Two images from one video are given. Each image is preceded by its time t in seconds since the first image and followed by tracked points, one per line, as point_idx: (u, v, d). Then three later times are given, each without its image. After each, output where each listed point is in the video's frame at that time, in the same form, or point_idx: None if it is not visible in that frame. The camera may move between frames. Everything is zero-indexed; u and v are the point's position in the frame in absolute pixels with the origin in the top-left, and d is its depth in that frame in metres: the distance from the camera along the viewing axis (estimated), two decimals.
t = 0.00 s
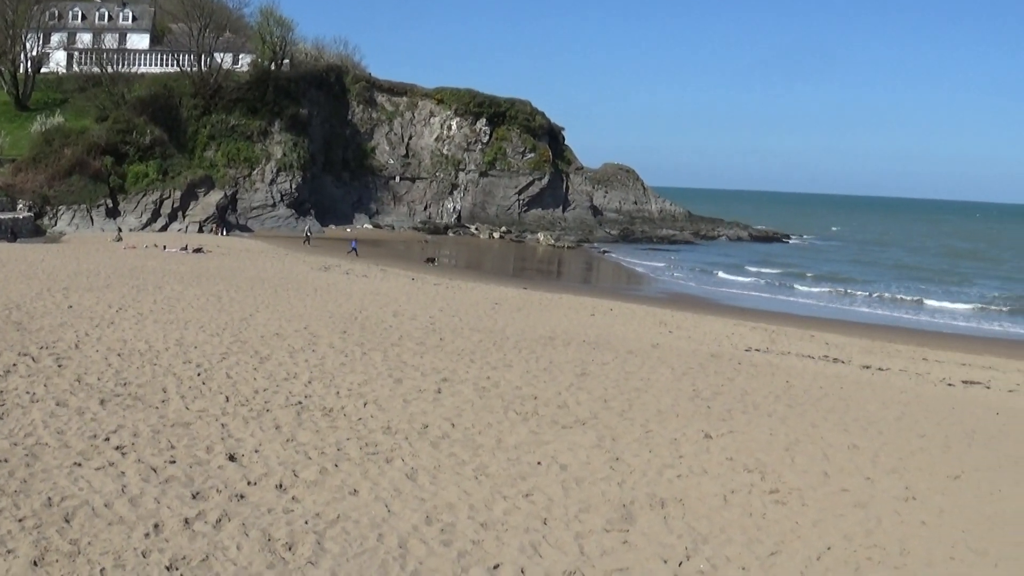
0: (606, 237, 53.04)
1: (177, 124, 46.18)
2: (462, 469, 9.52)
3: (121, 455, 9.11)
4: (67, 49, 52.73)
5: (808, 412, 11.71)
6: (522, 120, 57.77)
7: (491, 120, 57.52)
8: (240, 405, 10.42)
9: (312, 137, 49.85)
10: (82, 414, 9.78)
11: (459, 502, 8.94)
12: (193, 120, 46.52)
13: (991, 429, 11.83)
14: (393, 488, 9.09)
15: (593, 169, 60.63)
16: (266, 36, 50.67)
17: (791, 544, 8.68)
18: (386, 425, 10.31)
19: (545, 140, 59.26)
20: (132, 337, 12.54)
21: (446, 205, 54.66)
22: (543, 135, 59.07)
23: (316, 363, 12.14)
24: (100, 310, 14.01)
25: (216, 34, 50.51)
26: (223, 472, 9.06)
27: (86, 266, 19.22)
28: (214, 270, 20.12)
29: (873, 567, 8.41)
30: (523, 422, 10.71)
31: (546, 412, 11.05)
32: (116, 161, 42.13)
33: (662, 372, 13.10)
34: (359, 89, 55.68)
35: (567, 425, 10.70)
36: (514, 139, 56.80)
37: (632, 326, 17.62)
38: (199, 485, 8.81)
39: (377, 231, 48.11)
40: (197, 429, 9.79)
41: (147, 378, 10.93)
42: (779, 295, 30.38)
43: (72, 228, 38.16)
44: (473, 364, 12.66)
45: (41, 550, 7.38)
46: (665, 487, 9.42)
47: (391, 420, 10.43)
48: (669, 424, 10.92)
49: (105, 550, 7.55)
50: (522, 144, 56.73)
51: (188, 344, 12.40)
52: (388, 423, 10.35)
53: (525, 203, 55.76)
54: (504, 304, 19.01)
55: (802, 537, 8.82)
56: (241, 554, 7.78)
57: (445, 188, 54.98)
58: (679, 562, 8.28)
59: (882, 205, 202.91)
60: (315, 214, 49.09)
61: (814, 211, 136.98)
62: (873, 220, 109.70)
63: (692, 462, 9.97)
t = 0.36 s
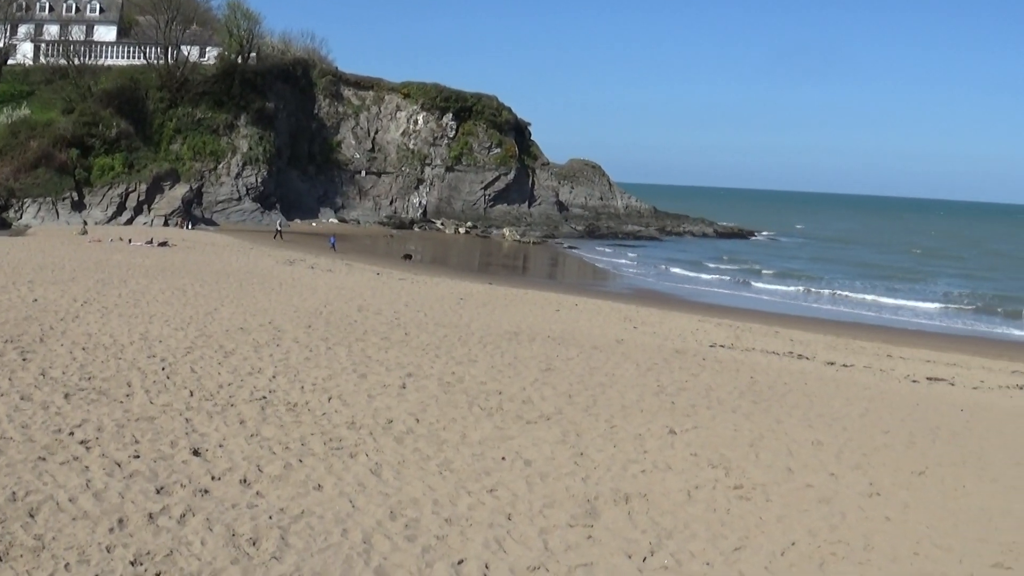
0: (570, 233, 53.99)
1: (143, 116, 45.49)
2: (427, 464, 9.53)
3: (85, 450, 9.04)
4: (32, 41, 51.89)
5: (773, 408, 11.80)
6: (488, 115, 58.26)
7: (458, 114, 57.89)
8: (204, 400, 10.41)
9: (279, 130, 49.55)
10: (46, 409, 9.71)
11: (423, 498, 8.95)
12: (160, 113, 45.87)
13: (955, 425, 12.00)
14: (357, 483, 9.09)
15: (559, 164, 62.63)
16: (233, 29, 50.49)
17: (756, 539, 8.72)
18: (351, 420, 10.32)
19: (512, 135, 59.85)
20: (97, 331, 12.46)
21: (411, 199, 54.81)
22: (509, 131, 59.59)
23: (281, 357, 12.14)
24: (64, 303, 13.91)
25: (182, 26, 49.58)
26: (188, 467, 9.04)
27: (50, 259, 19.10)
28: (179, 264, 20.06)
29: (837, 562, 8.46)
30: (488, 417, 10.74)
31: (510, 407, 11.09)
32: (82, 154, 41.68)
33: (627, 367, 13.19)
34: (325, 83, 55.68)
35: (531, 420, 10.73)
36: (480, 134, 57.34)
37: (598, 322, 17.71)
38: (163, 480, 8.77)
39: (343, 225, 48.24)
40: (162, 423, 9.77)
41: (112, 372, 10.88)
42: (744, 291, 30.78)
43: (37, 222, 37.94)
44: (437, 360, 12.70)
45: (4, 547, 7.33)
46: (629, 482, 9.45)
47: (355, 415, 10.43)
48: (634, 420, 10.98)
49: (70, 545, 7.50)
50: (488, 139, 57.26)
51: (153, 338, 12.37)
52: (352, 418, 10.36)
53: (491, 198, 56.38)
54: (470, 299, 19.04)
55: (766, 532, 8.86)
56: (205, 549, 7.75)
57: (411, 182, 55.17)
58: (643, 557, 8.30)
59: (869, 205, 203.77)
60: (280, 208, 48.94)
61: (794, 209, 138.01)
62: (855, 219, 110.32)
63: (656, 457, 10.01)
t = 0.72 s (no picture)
0: (531, 231, 54.24)
1: (103, 117, 45.44)
2: (389, 463, 9.54)
3: (47, 451, 8.94)
4: None
5: (734, 405, 11.91)
6: (448, 113, 58.63)
7: (418, 113, 58.13)
8: (166, 401, 10.38)
9: (240, 130, 49.40)
10: (6, 410, 9.57)
11: (386, 497, 8.95)
12: (120, 113, 45.80)
13: (917, 421, 12.18)
14: (320, 482, 9.09)
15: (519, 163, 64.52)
16: (193, 28, 49.33)
17: (718, 535, 8.75)
18: (313, 419, 10.34)
19: (473, 133, 60.33)
20: (57, 332, 12.32)
21: (372, 199, 55.02)
22: (470, 129, 60.03)
23: (242, 357, 12.13)
24: (23, 304, 13.72)
25: (143, 25, 49.30)
26: (149, 468, 8.98)
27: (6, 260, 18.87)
28: (140, 265, 19.94)
29: (799, 558, 8.49)
30: (449, 416, 10.79)
31: (472, 405, 11.15)
32: (42, 155, 41.66)
33: (589, 365, 13.32)
34: (286, 82, 55.83)
35: (493, 419, 10.79)
36: (441, 132, 57.48)
37: (559, 320, 17.89)
38: (125, 482, 8.69)
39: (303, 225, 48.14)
40: (123, 424, 9.70)
41: (73, 373, 10.77)
42: (706, 289, 31.27)
43: None
44: (399, 359, 12.75)
45: None
46: (591, 480, 9.49)
47: (317, 414, 10.45)
48: (596, 417, 11.05)
49: (32, 547, 7.40)
50: (449, 137, 57.37)
51: (114, 339, 12.27)
52: (314, 417, 10.37)
53: (451, 196, 56.63)
54: (432, 298, 19.13)
55: (728, 528, 8.89)
56: (167, 550, 7.71)
57: (371, 181, 55.25)
58: (606, 555, 8.31)
59: (854, 201, 205.04)
60: (242, 208, 48.91)
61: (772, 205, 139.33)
62: (833, 215, 111.32)
63: (618, 455, 10.07)
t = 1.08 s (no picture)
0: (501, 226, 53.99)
1: (72, 115, 45.69)
2: (359, 460, 9.56)
3: (17, 451, 8.86)
4: None
5: (704, 399, 12.04)
6: (417, 110, 59.15)
7: (387, 110, 58.50)
8: (136, 399, 10.37)
9: (208, 127, 49.43)
10: None
11: (357, 493, 8.96)
12: (89, 111, 46.06)
13: (887, 413, 12.32)
14: (291, 479, 9.09)
15: (489, 158, 63.12)
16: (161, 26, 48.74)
17: (689, 529, 8.76)
18: (283, 416, 10.36)
19: (441, 129, 60.76)
20: (28, 332, 12.25)
21: (342, 195, 54.85)
22: (439, 125, 60.42)
23: (212, 355, 12.15)
24: None
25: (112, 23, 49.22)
26: (120, 467, 8.93)
27: None
28: (109, 263, 19.91)
29: (770, 551, 8.51)
30: (420, 413, 10.85)
31: (442, 401, 11.23)
32: (11, 154, 41.99)
33: (559, 360, 13.48)
34: (254, 79, 54.85)
35: (463, 415, 10.86)
36: (410, 128, 57.91)
37: (530, 315, 18.09)
38: (96, 480, 8.63)
39: (274, 222, 47.91)
40: (94, 423, 9.66)
41: (43, 373, 10.72)
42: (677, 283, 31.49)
43: None
44: (370, 355, 12.81)
45: None
46: (562, 475, 9.53)
47: (288, 411, 10.48)
48: (567, 413, 11.15)
49: (3, 548, 7.33)
50: (418, 133, 57.87)
51: (85, 338, 12.24)
52: (285, 415, 10.40)
53: (421, 191, 56.82)
54: (403, 294, 19.27)
55: (699, 522, 8.90)
56: (139, 549, 7.66)
57: (341, 177, 55.16)
58: (578, 549, 8.32)
59: (840, 196, 206.26)
60: (212, 206, 48.58)
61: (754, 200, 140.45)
62: (814, 208, 112.28)
63: (588, 450, 10.13)
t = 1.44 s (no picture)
0: (472, 222, 54.19)
1: (43, 113, 45.34)
2: (331, 456, 9.57)
3: None
4: None
5: (676, 392, 12.11)
6: (388, 105, 58.67)
7: (358, 105, 58.12)
8: (108, 398, 10.35)
9: (178, 125, 49.42)
10: None
11: (329, 490, 8.96)
12: (59, 109, 45.68)
13: (859, 404, 12.42)
14: (263, 477, 9.09)
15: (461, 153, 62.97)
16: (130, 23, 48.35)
17: (661, 522, 8.78)
18: (256, 414, 10.38)
19: (413, 125, 60.57)
20: None
21: (312, 191, 54.96)
22: (410, 120, 60.18)
23: (184, 353, 12.16)
24: None
25: (81, 22, 49.36)
26: (92, 466, 8.88)
27: None
28: (79, 262, 19.82)
29: (742, 543, 8.53)
30: (392, 408, 10.89)
31: (414, 397, 11.26)
32: None
33: (531, 354, 13.55)
34: (224, 76, 54.90)
35: (435, 410, 10.90)
36: (381, 124, 57.76)
37: (503, 311, 18.18)
38: (68, 480, 8.58)
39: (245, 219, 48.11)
40: (65, 423, 9.62)
41: (14, 373, 10.67)
42: (650, 277, 31.57)
43: None
44: (342, 351, 12.84)
45: None
46: (535, 470, 9.56)
47: (260, 409, 10.50)
48: (539, 407, 11.20)
49: None
50: (388, 129, 57.79)
51: (56, 338, 12.20)
52: (257, 412, 10.42)
53: (392, 187, 56.69)
54: (375, 290, 19.33)
55: (671, 515, 8.93)
56: (112, 548, 7.62)
57: (312, 174, 55.24)
58: (551, 543, 8.35)
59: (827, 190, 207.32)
60: (183, 203, 48.71)
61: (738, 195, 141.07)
62: (798, 203, 112.88)
63: (560, 444, 10.18)
